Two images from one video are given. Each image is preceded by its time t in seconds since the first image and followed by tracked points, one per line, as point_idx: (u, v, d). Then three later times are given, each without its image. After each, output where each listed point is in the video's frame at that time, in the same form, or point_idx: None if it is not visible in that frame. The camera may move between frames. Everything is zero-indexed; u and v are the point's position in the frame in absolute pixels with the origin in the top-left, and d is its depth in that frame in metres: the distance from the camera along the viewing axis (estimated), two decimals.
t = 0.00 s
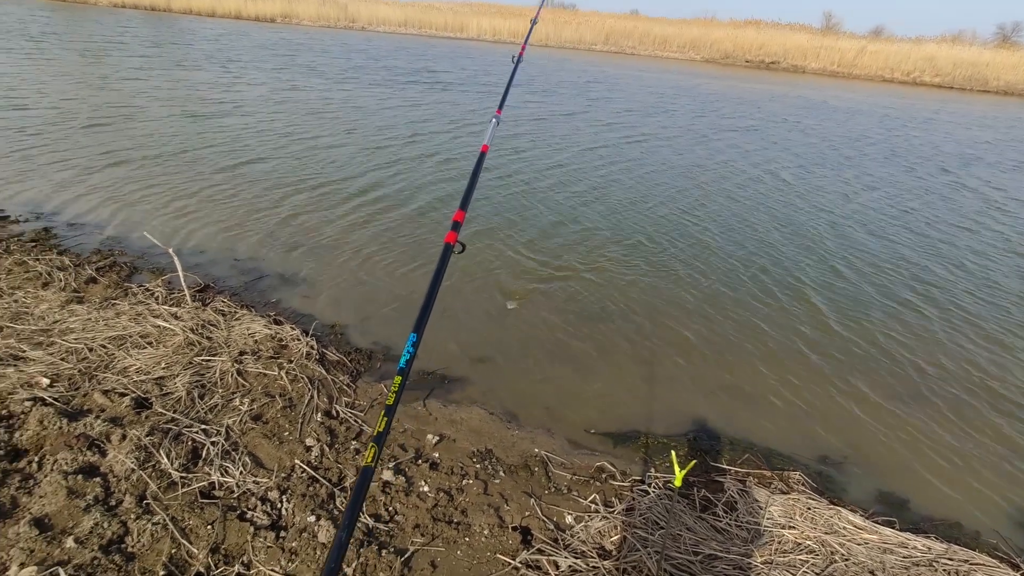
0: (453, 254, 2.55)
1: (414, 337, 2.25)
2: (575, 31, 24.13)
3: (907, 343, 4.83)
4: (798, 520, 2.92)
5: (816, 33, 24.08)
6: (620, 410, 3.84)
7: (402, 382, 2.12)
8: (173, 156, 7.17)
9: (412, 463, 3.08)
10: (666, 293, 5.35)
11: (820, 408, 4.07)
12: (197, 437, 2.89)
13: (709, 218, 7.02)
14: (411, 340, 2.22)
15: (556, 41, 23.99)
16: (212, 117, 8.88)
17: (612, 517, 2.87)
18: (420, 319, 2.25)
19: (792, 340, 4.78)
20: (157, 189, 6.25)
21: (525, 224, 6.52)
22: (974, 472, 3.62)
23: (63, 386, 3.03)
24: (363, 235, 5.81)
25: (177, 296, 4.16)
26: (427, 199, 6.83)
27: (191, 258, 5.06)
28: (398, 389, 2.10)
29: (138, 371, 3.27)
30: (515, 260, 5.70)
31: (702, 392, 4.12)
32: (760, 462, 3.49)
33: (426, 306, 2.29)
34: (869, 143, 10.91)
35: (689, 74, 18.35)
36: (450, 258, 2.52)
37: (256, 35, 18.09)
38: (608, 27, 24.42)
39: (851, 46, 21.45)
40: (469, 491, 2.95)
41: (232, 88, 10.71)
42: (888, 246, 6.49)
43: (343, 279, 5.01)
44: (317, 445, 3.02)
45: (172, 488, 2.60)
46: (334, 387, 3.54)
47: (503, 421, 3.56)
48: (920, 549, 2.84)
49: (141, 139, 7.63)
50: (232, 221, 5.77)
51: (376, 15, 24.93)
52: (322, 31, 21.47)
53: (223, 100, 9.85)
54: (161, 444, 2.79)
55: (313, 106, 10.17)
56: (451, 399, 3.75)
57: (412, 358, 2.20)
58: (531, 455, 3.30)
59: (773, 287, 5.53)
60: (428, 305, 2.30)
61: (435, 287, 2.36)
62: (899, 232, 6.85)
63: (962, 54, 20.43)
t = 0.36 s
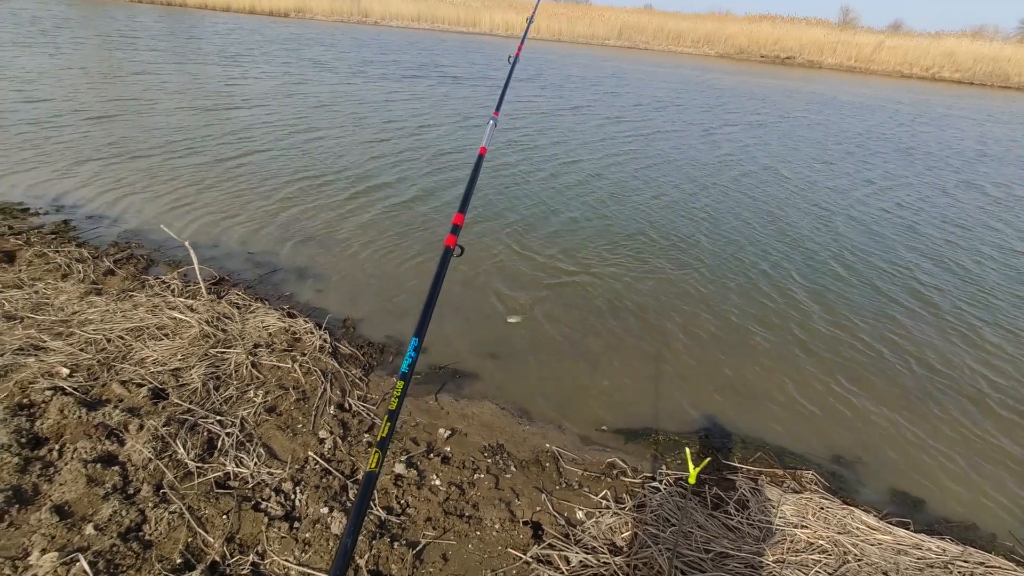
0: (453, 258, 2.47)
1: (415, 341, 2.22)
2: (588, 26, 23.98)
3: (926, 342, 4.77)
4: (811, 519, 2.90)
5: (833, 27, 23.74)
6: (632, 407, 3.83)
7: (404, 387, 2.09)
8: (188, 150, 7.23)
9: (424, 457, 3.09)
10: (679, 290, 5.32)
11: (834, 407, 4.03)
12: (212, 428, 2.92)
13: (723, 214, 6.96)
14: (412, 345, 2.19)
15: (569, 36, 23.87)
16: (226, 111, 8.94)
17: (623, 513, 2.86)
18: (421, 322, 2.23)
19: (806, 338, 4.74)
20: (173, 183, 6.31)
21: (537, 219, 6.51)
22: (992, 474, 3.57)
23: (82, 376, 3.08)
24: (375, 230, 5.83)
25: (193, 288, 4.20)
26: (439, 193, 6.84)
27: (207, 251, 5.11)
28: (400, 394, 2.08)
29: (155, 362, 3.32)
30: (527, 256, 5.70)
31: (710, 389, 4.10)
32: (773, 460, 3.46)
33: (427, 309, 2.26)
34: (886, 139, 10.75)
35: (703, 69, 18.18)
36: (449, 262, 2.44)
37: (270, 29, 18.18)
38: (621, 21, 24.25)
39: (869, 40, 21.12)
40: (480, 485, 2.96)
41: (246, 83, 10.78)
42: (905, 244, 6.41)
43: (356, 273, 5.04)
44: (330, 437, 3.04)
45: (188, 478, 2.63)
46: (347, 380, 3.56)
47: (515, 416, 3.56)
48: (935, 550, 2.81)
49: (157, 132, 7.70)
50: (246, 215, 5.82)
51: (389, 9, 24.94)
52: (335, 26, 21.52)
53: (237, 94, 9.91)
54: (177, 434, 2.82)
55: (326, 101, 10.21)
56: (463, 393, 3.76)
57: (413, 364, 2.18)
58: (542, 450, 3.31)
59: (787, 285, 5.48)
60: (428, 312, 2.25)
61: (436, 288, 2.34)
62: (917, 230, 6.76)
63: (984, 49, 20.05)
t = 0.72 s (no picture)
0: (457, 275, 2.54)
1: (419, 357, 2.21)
2: (602, 21, 23.84)
3: (941, 343, 4.71)
4: (823, 520, 2.88)
5: (852, 23, 23.38)
6: (642, 404, 3.82)
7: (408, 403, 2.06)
8: (203, 143, 7.29)
9: (436, 451, 3.11)
10: (692, 287, 5.28)
11: (846, 407, 3.99)
12: (226, 419, 2.95)
13: (737, 211, 6.89)
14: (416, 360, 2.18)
15: (583, 31, 23.75)
16: (241, 105, 8.99)
17: (633, 510, 2.86)
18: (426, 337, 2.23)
19: (819, 337, 4.70)
20: (188, 176, 6.36)
21: (549, 215, 6.49)
22: (1006, 478, 3.52)
23: (101, 366, 3.13)
24: (387, 224, 5.85)
25: (208, 281, 4.25)
26: (451, 188, 6.84)
27: (222, 244, 5.16)
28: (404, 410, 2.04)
29: (171, 353, 3.36)
30: (539, 251, 5.69)
31: (721, 387, 4.08)
32: (785, 460, 3.44)
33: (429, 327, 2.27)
34: (905, 137, 10.58)
35: (718, 65, 18.01)
36: (454, 279, 2.51)
37: (285, 23, 18.27)
38: (636, 16, 24.06)
39: (889, 36, 20.78)
40: (491, 480, 2.96)
41: (261, 77, 10.84)
42: (923, 243, 6.31)
43: (369, 267, 5.06)
44: (343, 430, 3.06)
45: (203, 467, 2.67)
46: (359, 374, 3.58)
47: (526, 412, 3.57)
48: (950, 554, 2.78)
49: (173, 125, 7.77)
50: (260, 208, 5.86)
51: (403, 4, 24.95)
52: (349, 20, 21.57)
53: (252, 88, 9.97)
54: (193, 424, 2.86)
55: (339, 95, 10.24)
56: (474, 388, 3.77)
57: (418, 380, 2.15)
58: (553, 446, 3.31)
59: (802, 284, 5.41)
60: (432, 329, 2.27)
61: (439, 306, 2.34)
62: (935, 229, 6.65)
63: (1007, 46, 19.66)
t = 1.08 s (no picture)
0: (468, 241, 2.56)
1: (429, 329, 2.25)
2: (617, 15, 23.67)
3: (961, 344, 4.63)
4: (838, 521, 2.85)
5: (872, 18, 23.01)
6: (655, 402, 3.80)
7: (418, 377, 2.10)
8: (219, 134, 7.34)
9: (448, 444, 3.12)
10: (707, 284, 5.23)
11: (862, 408, 3.94)
12: (242, 408, 2.98)
13: (753, 207, 6.82)
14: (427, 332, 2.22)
15: (598, 25, 23.59)
16: (256, 97, 9.04)
17: (645, 507, 2.85)
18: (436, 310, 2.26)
19: (836, 336, 4.64)
20: (205, 167, 6.42)
21: (562, 210, 6.47)
22: None
23: (120, 354, 3.17)
24: (401, 217, 5.86)
25: (225, 271, 4.29)
26: (464, 182, 6.84)
27: (238, 235, 5.20)
28: (415, 383, 2.09)
29: (188, 342, 3.40)
30: (552, 246, 5.67)
31: (727, 385, 4.04)
32: (798, 460, 3.41)
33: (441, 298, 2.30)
34: (925, 134, 10.41)
35: (735, 60, 17.81)
36: (465, 244, 2.53)
37: (300, 16, 18.31)
38: (651, 11, 23.85)
39: (910, 32, 20.42)
40: (503, 474, 2.97)
41: (276, 69, 10.87)
42: (943, 242, 6.21)
43: (382, 259, 5.08)
44: (356, 421, 3.08)
45: (219, 455, 2.70)
46: (372, 365, 3.60)
47: (539, 406, 3.57)
48: (966, 558, 2.74)
49: (189, 117, 7.83)
50: (275, 200, 5.90)
51: None
52: (363, 13, 21.58)
53: (267, 80, 10.02)
54: (209, 413, 2.89)
55: (354, 88, 10.25)
56: (487, 382, 3.77)
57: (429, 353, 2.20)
58: (565, 442, 3.31)
59: (819, 283, 5.34)
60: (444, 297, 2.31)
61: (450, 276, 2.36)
62: (956, 228, 6.55)
63: None
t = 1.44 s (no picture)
0: (496, 178, 2.54)
1: (458, 280, 2.30)
2: (632, 9, 23.47)
3: (978, 346, 4.56)
4: (852, 521, 2.83)
5: (892, 14, 22.65)
6: (668, 398, 3.79)
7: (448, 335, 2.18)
8: (234, 124, 7.37)
9: (461, 435, 3.12)
10: (721, 281, 5.19)
11: (877, 408, 3.90)
12: (258, 396, 3.01)
13: (769, 203, 6.74)
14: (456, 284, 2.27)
15: (612, 19, 23.41)
16: (271, 88, 9.07)
17: (658, 502, 2.84)
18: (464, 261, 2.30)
19: (851, 334, 4.60)
20: (220, 157, 6.45)
21: (576, 204, 6.44)
22: None
23: (138, 341, 3.21)
24: (414, 209, 5.86)
25: (240, 261, 4.32)
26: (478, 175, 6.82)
27: (253, 225, 5.23)
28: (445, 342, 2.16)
29: (205, 331, 3.43)
30: (566, 240, 5.65)
31: (731, 379, 4.03)
32: (813, 458, 3.38)
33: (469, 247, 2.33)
34: (946, 131, 10.23)
35: (752, 55, 17.60)
36: (493, 182, 2.53)
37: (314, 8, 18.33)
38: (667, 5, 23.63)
39: (931, 28, 20.08)
40: (516, 466, 2.97)
41: (290, 60, 10.90)
42: (963, 242, 6.11)
43: (396, 251, 5.08)
44: (370, 411, 3.10)
45: (236, 442, 2.72)
46: (386, 357, 3.61)
47: (551, 399, 3.57)
48: (983, 561, 2.70)
49: (205, 107, 7.87)
50: (290, 190, 5.92)
51: None
52: (377, 6, 21.57)
53: (281, 72, 10.04)
54: (226, 400, 2.92)
55: (368, 79, 10.25)
56: (499, 375, 3.77)
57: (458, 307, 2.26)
58: (578, 436, 3.30)
59: (836, 281, 5.28)
60: (473, 244, 2.35)
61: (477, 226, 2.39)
62: (976, 227, 6.44)
63: None
